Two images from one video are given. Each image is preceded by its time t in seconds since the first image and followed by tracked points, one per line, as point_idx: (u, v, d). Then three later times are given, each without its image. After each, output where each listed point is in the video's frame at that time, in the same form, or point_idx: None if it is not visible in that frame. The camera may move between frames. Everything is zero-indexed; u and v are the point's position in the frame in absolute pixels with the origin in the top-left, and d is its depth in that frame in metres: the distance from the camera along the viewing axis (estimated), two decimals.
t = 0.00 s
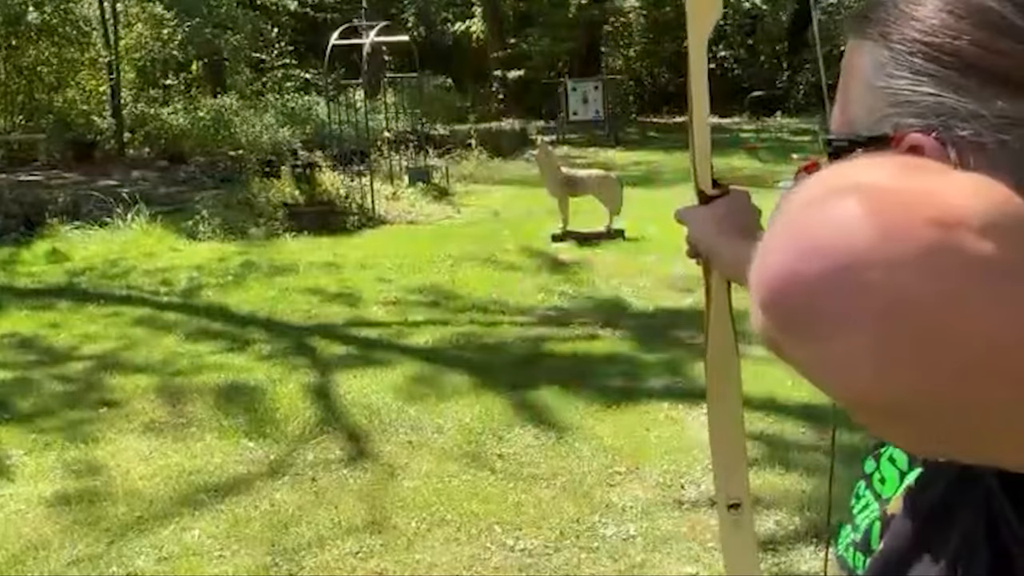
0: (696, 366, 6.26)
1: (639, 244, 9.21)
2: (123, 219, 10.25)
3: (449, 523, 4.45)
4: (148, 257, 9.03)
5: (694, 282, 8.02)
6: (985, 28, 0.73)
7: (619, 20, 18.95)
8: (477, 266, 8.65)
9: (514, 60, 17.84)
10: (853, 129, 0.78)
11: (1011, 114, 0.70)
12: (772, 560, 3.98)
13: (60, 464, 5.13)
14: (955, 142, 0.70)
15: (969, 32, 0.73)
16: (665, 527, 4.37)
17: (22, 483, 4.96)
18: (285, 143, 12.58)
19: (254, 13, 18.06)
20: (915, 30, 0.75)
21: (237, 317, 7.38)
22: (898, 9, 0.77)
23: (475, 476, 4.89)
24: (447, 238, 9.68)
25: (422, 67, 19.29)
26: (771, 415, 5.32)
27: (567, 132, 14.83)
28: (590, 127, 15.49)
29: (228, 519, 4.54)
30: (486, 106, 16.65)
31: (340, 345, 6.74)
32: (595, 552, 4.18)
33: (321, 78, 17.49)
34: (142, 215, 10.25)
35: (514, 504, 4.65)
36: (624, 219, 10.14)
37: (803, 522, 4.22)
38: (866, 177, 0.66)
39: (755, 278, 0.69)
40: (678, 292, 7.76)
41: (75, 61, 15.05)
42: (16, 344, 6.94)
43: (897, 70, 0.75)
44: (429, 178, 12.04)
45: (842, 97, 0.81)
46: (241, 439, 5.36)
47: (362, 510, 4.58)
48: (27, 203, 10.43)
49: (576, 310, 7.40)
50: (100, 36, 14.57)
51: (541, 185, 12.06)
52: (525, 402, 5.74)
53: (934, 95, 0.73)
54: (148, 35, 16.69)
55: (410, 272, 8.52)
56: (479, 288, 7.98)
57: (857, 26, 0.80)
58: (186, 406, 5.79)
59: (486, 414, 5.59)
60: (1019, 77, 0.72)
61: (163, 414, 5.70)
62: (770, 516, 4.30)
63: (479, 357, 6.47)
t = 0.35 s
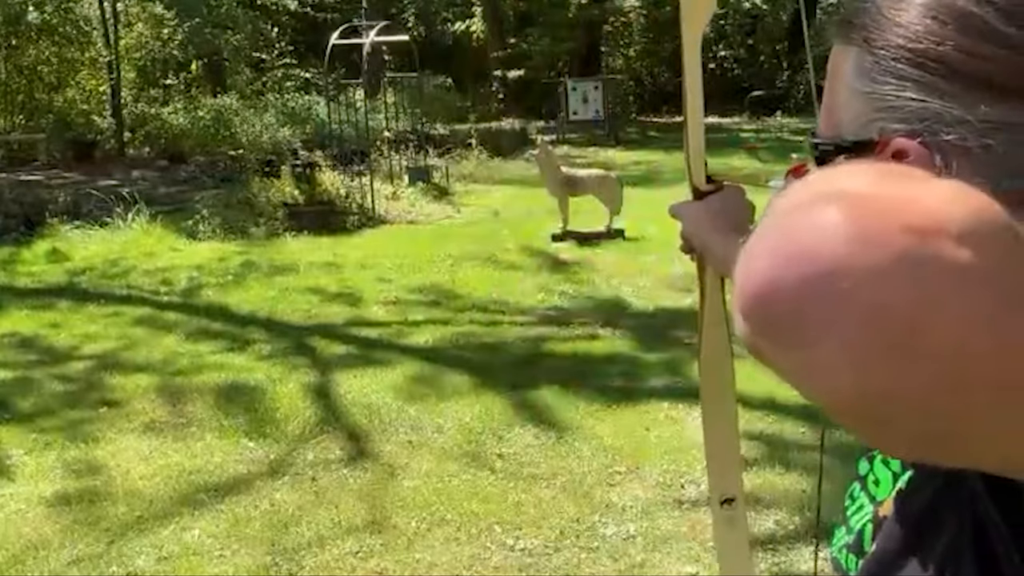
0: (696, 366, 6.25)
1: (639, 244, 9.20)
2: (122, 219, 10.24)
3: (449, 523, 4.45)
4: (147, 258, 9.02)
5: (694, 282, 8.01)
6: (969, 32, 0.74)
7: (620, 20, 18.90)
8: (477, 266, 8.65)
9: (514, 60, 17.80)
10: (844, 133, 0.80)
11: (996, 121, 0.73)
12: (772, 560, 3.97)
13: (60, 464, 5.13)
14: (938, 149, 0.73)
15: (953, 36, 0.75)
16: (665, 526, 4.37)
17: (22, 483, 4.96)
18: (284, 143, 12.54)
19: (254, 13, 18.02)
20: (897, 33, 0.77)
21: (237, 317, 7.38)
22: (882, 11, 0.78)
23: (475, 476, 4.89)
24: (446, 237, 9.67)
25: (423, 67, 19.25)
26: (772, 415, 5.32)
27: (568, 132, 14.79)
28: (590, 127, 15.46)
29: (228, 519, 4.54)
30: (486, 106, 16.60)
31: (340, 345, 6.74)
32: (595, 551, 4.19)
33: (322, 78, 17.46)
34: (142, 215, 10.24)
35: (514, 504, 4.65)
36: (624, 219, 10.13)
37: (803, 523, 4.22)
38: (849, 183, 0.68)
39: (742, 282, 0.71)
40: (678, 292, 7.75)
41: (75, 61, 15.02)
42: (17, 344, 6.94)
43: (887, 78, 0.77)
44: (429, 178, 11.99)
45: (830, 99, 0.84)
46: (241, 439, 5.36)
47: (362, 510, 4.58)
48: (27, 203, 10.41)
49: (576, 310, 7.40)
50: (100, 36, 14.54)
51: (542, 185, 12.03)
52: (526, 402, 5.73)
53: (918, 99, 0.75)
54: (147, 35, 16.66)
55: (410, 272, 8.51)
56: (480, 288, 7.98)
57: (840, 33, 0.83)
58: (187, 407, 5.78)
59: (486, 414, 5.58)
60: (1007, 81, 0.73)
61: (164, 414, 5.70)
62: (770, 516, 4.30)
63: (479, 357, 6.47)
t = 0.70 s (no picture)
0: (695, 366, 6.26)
1: (639, 244, 9.21)
2: (122, 219, 10.26)
3: (449, 524, 4.45)
4: (148, 257, 9.03)
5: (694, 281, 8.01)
6: (953, 40, 0.86)
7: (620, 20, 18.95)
8: (477, 266, 8.65)
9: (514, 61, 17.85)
10: (839, 130, 0.92)
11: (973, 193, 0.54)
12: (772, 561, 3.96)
13: (61, 464, 5.14)
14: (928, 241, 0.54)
15: (940, 40, 0.86)
16: (665, 527, 4.37)
17: (22, 483, 4.96)
18: (285, 143, 12.59)
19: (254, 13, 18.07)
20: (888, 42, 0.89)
21: (237, 317, 7.38)
22: (878, 13, 0.90)
23: (475, 476, 4.89)
24: (446, 238, 9.68)
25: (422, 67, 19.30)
26: (773, 416, 5.32)
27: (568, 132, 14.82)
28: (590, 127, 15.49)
29: (228, 519, 4.54)
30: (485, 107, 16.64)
31: (341, 345, 6.74)
32: (595, 551, 4.19)
33: (321, 78, 17.49)
34: (142, 215, 10.26)
35: (514, 504, 4.65)
36: (624, 219, 10.14)
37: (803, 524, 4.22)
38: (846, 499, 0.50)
39: None
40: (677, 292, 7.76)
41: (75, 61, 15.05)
42: (16, 344, 6.94)
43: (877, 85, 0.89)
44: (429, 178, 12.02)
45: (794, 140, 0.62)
46: (241, 439, 5.36)
47: (362, 511, 4.58)
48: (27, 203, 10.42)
49: (575, 310, 7.40)
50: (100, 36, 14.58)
51: (541, 185, 12.05)
52: (525, 402, 5.74)
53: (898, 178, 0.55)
54: (147, 35, 16.72)
55: (410, 272, 8.51)
56: (479, 289, 7.98)
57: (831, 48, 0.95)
58: (186, 407, 5.79)
59: (485, 414, 5.59)
60: (987, 87, 0.85)
61: (164, 414, 5.70)
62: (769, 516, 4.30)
63: (479, 357, 6.47)
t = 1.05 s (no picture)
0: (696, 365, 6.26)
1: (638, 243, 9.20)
2: (123, 220, 10.25)
3: (449, 524, 4.45)
4: (148, 258, 9.03)
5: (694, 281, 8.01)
6: (934, 47, 0.77)
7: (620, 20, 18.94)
8: (477, 266, 8.65)
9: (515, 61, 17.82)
10: (821, 134, 0.84)
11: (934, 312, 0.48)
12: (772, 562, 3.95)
13: (61, 464, 5.13)
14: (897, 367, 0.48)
15: (918, 47, 0.78)
16: (665, 527, 4.37)
17: (22, 483, 4.96)
18: (285, 143, 12.59)
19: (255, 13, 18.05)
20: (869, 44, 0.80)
21: (237, 317, 7.38)
22: (858, 18, 0.81)
23: (475, 476, 4.89)
24: (446, 238, 9.67)
25: (422, 67, 19.29)
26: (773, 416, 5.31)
27: (568, 132, 14.82)
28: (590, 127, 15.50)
29: (228, 519, 4.54)
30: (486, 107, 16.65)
31: (341, 345, 6.74)
32: (595, 551, 4.18)
33: (321, 78, 17.49)
34: (142, 215, 10.25)
35: (514, 504, 4.65)
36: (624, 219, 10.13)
37: (803, 525, 4.22)
38: None
39: None
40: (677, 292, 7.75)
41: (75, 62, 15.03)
42: (16, 344, 6.94)
43: (854, 90, 0.81)
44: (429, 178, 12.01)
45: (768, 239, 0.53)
46: (241, 439, 5.36)
47: (362, 511, 4.58)
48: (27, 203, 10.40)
49: (575, 310, 7.40)
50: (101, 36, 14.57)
51: (542, 185, 12.05)
52: (526, 402, 5.73)
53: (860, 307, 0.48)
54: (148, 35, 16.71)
55: (410, 272, 8.52)
56: (479, 288, 7.98)
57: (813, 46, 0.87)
58: (187, 407, 5.78)
59: (486, 414, 5.59)
60: (968, 92, 0.77)
61: (164, 414, 5.70)
62: (769, 517, 4.30)
63: (479, 357, 6.47)
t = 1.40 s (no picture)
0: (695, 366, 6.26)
1: (638, 244, 9.19)
2: (122, 220, 10.25)
3: (449, 524, 4.45)
4: (148, 258, 9.03)
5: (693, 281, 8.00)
6: (935, 49, 0.76)
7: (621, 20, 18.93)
8: (477, 267, 8.65)
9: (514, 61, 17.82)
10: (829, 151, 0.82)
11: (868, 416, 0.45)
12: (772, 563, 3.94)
13: (61, 464, 5.14)
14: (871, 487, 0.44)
15: (921, 55, 0.76)
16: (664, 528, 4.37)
17: (22, 483, 4.96)
18: (285, 143, 12.59)
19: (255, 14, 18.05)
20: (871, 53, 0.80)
21: (237, 317, 7.38)
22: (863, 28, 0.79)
23: (475, 476, 4.89)
24: (445, 238, 9.68)
25: (422, 67, 19.29)
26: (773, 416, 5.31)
27: (569, 133, 14.81)
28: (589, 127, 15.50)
29: (228, 519, 4.54)
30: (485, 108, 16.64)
31: (340, 345, 6.74)
32: (595, 552, 4.18)
33: (322, 78, 17.49)
34: (142, 215, 10.25)
35: (514, 504, 4.65)
36: (624, 219, 10.13)
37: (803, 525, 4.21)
38: None
39: None
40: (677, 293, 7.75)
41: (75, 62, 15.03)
42: (16, 344, 6.94)
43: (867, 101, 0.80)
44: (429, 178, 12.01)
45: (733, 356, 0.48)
46: (241, 439, 5.36)
47: (362, 510, 4.58)
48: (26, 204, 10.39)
49: (575, 310, 7.40)
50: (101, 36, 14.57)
51: (542, 185, 12.05)
52: (526, 403, 5.74)
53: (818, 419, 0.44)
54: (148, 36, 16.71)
55: (410, 272, 8.51)
56: (479, 289, 7.98)
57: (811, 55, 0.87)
58: (187, 407, 5.78)
59: (486, 414, 5.59)
60: (956, 91, 0.75)
61: (164, 414, 5.70)
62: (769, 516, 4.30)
63: (479, 357, 6.47)
